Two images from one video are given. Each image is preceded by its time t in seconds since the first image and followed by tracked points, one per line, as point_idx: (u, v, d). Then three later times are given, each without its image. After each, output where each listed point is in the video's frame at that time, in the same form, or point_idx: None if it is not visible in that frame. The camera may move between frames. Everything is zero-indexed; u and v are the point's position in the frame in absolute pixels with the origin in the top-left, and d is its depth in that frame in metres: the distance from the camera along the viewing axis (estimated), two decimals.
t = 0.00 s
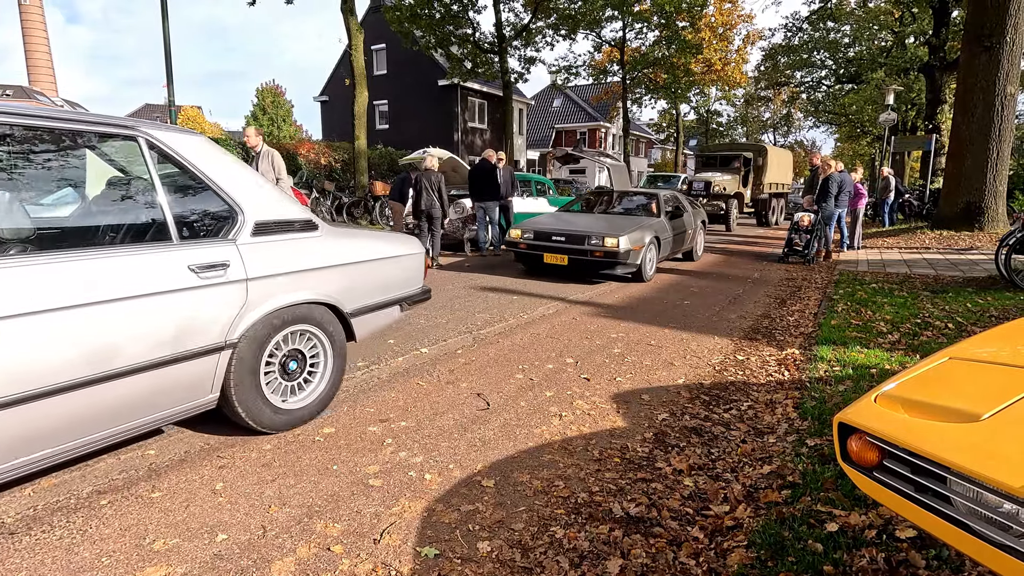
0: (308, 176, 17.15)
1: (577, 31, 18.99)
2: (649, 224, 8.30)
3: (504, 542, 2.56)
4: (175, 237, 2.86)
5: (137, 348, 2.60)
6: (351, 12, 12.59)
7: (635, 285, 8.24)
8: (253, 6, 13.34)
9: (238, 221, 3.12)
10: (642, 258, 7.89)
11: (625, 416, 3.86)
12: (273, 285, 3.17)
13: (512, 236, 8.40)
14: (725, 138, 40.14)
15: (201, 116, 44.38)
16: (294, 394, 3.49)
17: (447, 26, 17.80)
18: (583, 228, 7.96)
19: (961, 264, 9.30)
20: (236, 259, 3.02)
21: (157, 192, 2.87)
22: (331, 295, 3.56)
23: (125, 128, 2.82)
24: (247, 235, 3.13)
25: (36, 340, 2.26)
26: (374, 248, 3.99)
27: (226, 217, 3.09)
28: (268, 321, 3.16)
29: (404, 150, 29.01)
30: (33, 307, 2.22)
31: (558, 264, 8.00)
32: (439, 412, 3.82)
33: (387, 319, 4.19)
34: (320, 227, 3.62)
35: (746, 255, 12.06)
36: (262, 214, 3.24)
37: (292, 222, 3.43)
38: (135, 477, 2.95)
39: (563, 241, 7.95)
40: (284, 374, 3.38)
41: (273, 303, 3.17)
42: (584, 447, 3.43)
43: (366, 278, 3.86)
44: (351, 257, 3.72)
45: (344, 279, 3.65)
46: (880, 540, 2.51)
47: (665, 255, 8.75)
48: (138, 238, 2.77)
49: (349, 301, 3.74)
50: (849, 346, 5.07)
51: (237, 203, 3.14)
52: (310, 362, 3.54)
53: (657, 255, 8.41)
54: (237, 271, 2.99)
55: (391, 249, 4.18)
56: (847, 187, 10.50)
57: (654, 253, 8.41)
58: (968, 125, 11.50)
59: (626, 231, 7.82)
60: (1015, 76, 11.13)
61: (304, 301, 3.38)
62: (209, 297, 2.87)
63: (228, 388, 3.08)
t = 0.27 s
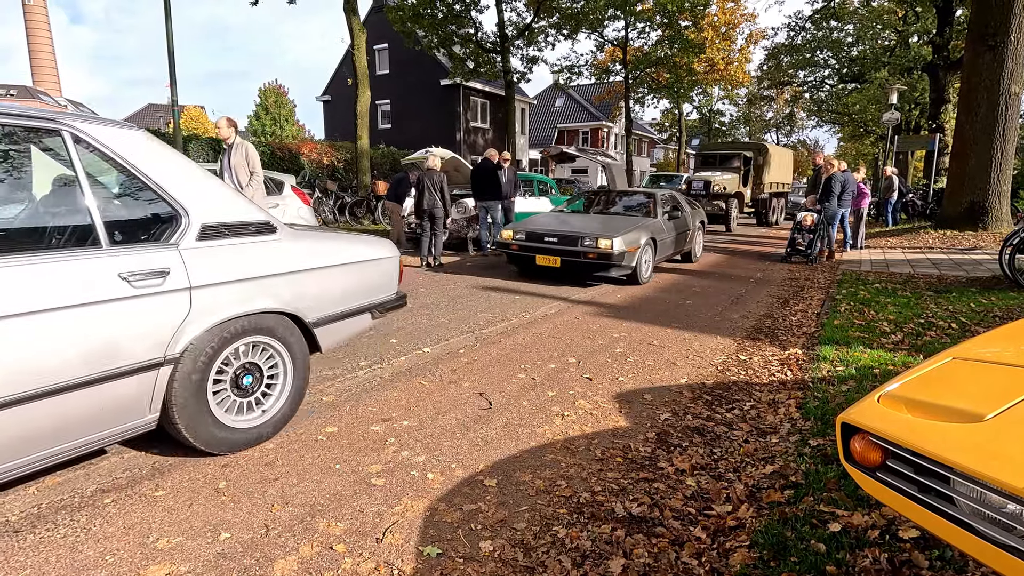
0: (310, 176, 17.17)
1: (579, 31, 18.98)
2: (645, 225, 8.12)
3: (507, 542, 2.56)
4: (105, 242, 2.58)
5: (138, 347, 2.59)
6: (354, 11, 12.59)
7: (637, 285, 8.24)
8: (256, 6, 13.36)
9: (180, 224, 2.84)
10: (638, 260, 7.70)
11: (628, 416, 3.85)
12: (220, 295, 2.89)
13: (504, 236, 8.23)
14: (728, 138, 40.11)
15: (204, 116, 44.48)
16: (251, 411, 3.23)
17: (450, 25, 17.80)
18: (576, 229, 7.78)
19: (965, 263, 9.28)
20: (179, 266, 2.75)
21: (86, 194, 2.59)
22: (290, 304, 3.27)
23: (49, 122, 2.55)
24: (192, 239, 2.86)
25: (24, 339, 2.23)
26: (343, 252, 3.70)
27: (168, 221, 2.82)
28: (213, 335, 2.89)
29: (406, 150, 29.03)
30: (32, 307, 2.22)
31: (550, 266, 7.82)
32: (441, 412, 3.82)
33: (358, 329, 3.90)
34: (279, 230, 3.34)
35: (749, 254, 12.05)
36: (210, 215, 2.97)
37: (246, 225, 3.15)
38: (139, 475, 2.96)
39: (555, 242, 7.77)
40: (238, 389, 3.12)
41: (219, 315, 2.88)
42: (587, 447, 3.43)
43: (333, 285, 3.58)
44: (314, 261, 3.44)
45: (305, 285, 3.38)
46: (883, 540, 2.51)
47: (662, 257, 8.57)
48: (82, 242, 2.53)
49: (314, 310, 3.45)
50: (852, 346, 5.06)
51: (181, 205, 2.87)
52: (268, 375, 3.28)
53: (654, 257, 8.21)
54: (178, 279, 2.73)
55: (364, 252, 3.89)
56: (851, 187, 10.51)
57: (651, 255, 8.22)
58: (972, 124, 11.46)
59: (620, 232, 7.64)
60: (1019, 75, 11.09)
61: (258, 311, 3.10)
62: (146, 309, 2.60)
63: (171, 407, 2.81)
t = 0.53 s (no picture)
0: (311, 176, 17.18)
1: (581, 30, 18.96)
2: (640, 225, 8.00)
3: (508, 541, 2.56)
4: (24, 247, 2.37)
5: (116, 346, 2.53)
6: (355, 11, 12.58)
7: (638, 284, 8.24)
8: (257, 5, 13.34)
9: (114, 227, 2.61)
10: (631, 261, 7.60)
11: (629, 416, 3.85)
12: (158, 305, 2.66)
13: (495, 237, 8.11)
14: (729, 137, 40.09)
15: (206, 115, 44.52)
16: (201, 428, 3.01)
17: (451, 25, 17.79)
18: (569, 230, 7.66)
19: (967, 263, 9.26)
20: (110, 272, 2.53)
21: None
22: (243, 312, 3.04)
23: None
24: (128, 243, 2.63)
25: (13, 339, 2.23)
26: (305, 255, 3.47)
27: (102, 224, 2.61)
28: (152, 348, 2.66)
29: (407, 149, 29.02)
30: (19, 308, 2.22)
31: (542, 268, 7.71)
32: (442, 411, 3.83)
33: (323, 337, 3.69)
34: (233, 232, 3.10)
35: (750, 254, 12.04)
36: (151, 216, 2.73)
37: (194, 226, 2.91)
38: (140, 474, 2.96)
39: (547, 243, 7.66)
40: (184, 407, 2.89)
41: (158, 327, 2.65)
42: (588, 447, 3.42)
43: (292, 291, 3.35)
44: (272, 265, 3.22)
45: (263, 292, 3.17)
46: (885, 540, 2.51)
47: (658, 258, 8.45)
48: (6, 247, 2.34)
49: (269, 318, 3.23)
50: (854, 346, 5.05)
51: (115, 205, 2.64)
52: (220, 389, 3.06)
53: (648, 259, 8.13)
54: (111, 287, 2.51)
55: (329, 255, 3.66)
56: (853, 187, 10.55)
57: (646, 256, 8.10)
58: (974, 123, 11.45)
59: (614, 233, 7.53)
60: (1021, 74, 11.06)
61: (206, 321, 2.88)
62: (72, 320, 2.38)
63: (104, 428, 2.59)
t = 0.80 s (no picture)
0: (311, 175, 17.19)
1: (580, 29, 18.94)
2: (633, 225, 7.84)
3: (508, 540, 2.56)
4: None
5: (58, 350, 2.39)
6: (354, 10, 12.56)
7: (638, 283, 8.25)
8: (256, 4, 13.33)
9: (10, 230, 2.35)
10: (624, 262, 7.42)
11: (629, 415, 3.85)
12: (63, 320, 2.39)
13: (484, 237, 8.00)
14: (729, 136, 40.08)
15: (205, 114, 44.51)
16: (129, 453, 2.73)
17: (450, 24, 17.77)
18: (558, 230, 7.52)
19: (967, 262, 9.26)
20: (5, 283, 2.28)
21: None
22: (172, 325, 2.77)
23: None
24: (31, 249, 2.38)
25: None
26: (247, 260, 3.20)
27: None
28: (56, 369, 2.39)
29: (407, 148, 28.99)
30: None
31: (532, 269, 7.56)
32: (442, 410, 3.83)
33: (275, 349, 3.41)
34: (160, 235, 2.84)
35: (750, 253, 12.04)
36: (58, 219, 2.49)
37: (113, 230, 2.66)
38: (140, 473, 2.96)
39: (537, 244, 7.53)
40: (106, 431, 2.62)
41: (60, 345, 2.37)
42: (588, 445, 3.43)
43: (231, 300, 3.07)
44: (211, 272, 2.97)
45: (199, 301, 2.91)
46: (885, 539, 2.51)
47: (651, 259, 8.31)
48: None
49: (206, 331, 2.96)
50: (854, 345, 5.05)
51: (17, 208, 2.41)
52: (150, 411, 2.77)
53: (641, 261, 7.96)
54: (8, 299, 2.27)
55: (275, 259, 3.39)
56: (853, 186, 10.54)
57: (639, 258, 7.94)
58: (974, 122, 11.44)
59: (606, 233, 7.36)
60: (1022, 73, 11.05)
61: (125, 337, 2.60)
62: None
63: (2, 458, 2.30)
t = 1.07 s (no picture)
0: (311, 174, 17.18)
1: (580, 28, 18.93)
2: (626, 226, 7.63)
3: (508, 539, 2.56)
4: None
5: None
6: (354, 8, 12.55)
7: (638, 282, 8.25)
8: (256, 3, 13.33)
9: None
10: (616, 264, 7.23)
11: (629, 413, 3.86)
12: None
13: (472, 238, 7.80)
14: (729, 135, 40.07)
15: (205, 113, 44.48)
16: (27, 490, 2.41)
17: (450, 22, 17.75)
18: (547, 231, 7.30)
19: (967, 261, 9.26)
20: None
21: None
22: (74, 341, 2.46)
23: None
24: None
25: None
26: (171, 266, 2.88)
27: None
28: None
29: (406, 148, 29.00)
30: None
31: (520, 271, 7.36)
32: (443, 409, 3.83)
33: (205, 367, 3.10)
34: (63, 240, 2.52)
35: (750, 252, 12.04)
36: None
37: None
38: (140, 473, 2.96)
39: (525, 245, 7.31)
40: None
41: None
42: (588, 444, 3.43)
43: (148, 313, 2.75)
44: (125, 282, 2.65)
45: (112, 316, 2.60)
46: (885, 538, 2.51)
47: (645, 261, 8.11)
48: None
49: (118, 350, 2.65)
50: (854, 344, 5.05)
51: None
52: (53, 442, 2.46)
53: (635, 262, 7.75)
54: None
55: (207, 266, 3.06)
56: (853, 185, 10.53)
57: (632, 259, 7.73)
58: (974, 121, 11.43)
59: (597, 234, 7.16)
60: (1022, 72, 11.05)
61: (6, 360, 2.29)
62: None
63: None
